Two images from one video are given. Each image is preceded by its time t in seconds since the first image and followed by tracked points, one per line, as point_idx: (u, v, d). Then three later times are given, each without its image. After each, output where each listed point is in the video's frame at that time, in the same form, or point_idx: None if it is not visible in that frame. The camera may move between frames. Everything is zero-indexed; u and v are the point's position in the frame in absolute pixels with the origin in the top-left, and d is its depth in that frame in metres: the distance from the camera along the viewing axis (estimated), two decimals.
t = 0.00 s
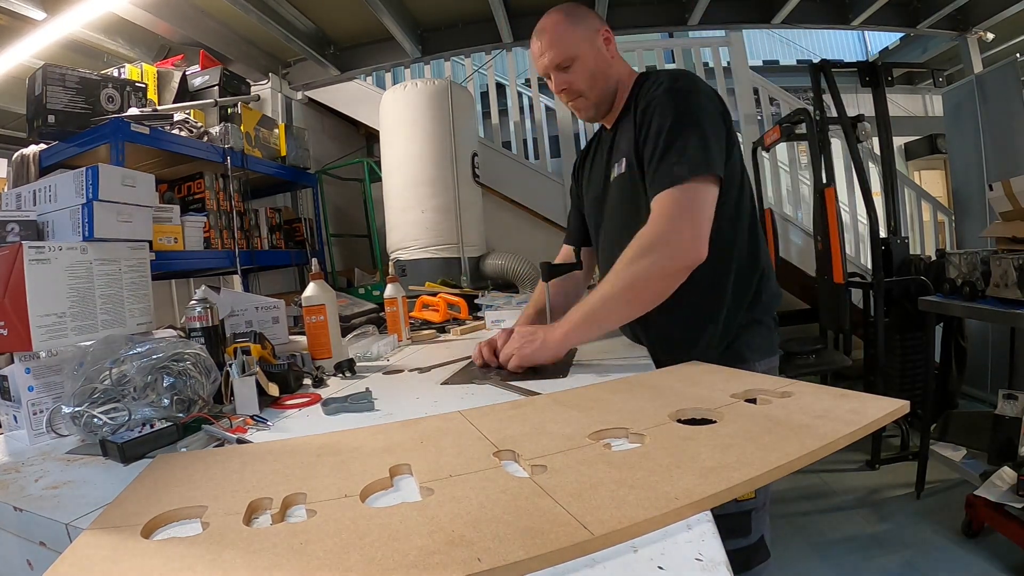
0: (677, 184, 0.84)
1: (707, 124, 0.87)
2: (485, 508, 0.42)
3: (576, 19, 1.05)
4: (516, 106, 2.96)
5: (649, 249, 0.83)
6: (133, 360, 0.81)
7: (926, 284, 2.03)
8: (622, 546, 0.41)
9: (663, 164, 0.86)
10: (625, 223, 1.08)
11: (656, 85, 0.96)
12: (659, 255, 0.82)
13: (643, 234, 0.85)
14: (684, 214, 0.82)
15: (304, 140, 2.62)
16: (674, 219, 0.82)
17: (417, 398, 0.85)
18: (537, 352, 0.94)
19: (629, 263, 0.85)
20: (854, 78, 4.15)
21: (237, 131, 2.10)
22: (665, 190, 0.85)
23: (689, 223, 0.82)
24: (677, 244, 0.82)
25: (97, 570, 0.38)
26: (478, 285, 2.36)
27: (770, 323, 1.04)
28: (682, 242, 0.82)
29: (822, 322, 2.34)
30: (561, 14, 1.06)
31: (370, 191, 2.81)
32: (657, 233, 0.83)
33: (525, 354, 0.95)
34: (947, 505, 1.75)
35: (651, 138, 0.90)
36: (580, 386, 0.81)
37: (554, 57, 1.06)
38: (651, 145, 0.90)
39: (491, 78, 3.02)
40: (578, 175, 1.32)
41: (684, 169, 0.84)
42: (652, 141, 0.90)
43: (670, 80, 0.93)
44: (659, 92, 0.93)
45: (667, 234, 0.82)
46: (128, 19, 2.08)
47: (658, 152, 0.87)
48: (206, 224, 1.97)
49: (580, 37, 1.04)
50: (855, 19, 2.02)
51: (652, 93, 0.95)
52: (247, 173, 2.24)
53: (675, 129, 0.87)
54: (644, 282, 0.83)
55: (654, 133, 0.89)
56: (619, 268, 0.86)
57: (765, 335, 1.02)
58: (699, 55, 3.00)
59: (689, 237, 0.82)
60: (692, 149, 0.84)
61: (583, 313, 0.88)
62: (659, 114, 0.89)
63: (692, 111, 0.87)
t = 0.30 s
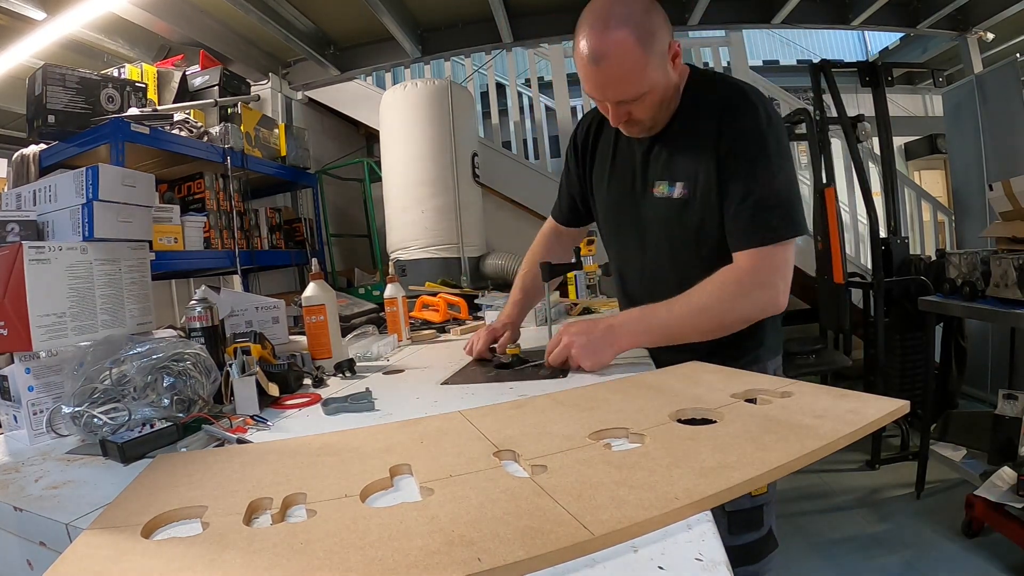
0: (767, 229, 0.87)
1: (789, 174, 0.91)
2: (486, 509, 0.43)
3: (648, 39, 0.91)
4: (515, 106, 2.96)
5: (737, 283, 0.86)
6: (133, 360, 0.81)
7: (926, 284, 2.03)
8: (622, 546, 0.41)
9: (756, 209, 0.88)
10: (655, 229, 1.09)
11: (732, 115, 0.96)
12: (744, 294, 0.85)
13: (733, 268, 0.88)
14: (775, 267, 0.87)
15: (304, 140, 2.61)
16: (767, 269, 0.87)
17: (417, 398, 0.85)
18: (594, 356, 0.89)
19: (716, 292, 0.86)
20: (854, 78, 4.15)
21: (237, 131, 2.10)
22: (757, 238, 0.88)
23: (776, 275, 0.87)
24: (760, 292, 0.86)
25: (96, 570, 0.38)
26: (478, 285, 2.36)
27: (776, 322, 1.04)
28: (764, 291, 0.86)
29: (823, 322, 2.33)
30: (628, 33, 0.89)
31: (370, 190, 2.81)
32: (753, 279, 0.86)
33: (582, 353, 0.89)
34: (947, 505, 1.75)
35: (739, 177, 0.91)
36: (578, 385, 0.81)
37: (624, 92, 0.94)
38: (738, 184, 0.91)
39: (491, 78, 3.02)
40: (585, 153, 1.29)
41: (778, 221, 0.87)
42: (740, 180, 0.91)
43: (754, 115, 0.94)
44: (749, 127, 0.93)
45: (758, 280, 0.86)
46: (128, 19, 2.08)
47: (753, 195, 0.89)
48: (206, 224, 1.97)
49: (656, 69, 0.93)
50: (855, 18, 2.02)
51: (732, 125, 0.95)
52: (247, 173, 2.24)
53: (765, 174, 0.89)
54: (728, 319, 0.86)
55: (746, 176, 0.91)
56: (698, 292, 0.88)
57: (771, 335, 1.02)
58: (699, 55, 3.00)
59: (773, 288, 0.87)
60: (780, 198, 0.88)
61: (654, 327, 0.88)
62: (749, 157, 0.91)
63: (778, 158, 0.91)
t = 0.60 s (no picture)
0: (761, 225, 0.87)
1: (788, 171, 0.91)
2: (485, 508, 0.43)
3: (657, 28, 0.92)
4: (515, 106, 2.96)
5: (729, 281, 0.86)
6: (133, 360, 0.81)
7: (926, 284, 2.04)
8: (622, 546, 0.41)
9: (752, 204, 0.88)
10: (656, 225, 1.09)
11: (733, 112, 0.96)
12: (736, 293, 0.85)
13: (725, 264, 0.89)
14: (767, 263, 0.87)
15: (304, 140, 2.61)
16: (758, 266, 0.87)
17: (417, 398, 0.85)
18: (590, 357, 0.90)
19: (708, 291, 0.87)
20: (854, 78, 4.15)
21: (237, 132, 2.10)
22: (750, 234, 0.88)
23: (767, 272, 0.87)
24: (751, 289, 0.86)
25: (96, 571, 0.38)
26: (478, 285, 2.36)
27: (778, 322, 1.04)
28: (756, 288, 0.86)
29: (823, 322, 2.33)
30: (637, 19, 0.90)
31: (370, 191, 2.81)
32: (743, 276, 0.86)
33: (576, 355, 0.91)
34: (947, 505, 1.75)
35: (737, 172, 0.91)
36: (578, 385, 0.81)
37: (628, 77, 0.93)
38: (736, 178, 0.91)
39: (491, 78, 3.02)
40: (590, 152, 1.30)
41: (773, 218, 0.87)
42: (738, 175, 0.91)
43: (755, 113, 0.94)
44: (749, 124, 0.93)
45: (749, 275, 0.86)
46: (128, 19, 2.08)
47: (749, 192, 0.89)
48: (206, 224, 1.98)
49: (662, 58, 0.93)
50: (855, 18, 2.02)
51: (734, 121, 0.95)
52: (247, 173, 2.24)
53: (763, 169, 0.89)
54: (721, 318, 0.86)
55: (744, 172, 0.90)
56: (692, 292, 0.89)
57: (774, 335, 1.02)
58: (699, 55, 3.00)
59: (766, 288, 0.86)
60: (777, 195, 0.88)
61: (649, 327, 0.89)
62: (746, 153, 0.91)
63: (776, 156, 0.90)
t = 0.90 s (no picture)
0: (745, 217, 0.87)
1: (769, 165, 0.91)
2: (486, 509, 0.43)
3: (631, 34, 0.92)
4: (515, 106, 2.96)
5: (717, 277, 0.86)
6: (133, 360, 0.81)
7: (926, 284, 2.04)
8: (622, 546, 0.41)
9: (735, 197, 0.88)
10: (645, 224, 1.09)
11: (715, 108, 0.96)
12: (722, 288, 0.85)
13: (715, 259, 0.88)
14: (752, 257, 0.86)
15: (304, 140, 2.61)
16: (744, 260, 0.86)
17: (417, 398, 0.85)
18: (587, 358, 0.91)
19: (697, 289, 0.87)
20: (854, 78, 4.15)
21: (237, 131, 2.10)
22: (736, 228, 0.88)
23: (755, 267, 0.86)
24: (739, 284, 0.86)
25: (96, 571, 0.38)
26: (478, 285, 2.36)
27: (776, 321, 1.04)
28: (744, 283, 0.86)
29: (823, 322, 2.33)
30: (610, 29, 0.90)
31: (370, 191, 2.81)
32: (729, 271, 0.86)
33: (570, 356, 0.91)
34: (947, 505, 1.75)
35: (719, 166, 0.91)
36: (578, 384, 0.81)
37: (606, 86, 0.94)
38: (718, 173, 0.91)
39: (491, 78, 3.03)
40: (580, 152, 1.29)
41: (759, 211, 0.87)
42: (720, 168, 0.91)
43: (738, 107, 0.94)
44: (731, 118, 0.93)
45: (739, 271, 0.86)
46: (128, 19, 2.08)
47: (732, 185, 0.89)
48: (206, 224, 1.98)
49: (637, 66, 0.94)
50: (855, 18, 2.02)
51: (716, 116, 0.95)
52: (247, 173, 2.24)
53: (745, 165, 0.89)
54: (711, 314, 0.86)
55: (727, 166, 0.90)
56: (682, 288, 0.89)
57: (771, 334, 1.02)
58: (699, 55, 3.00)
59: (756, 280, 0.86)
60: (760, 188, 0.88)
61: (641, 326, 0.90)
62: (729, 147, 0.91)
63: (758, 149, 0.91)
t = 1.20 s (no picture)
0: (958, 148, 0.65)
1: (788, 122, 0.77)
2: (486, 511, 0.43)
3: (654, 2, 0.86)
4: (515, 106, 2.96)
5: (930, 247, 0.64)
6: (133, 360, 0.81)
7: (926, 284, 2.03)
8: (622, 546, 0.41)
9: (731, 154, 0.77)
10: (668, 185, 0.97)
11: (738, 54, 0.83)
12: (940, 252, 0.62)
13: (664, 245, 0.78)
14: (980, 220, 0.62)
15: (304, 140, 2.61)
16: (974, 221, 0.62)
17: (417, 398, 0.85)
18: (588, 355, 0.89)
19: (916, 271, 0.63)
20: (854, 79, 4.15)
21: (237, 132, 2.10)
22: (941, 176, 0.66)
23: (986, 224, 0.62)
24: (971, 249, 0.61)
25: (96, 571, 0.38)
26: (478, 285, 2.36)
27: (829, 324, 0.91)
28: (976, 245, 0.61)
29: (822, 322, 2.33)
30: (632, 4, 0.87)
31: (369, 190, 2.81)
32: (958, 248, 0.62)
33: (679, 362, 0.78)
34: (947, 505, 1.75)
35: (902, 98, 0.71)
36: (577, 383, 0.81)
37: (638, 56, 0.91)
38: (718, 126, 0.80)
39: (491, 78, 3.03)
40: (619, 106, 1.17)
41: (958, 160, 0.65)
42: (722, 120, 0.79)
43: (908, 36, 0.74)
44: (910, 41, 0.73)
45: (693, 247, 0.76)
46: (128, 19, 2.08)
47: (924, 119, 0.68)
48: (206, 225, 1.98)
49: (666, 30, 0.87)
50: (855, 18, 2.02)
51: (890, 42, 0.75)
52: (247, 173, 2.24)
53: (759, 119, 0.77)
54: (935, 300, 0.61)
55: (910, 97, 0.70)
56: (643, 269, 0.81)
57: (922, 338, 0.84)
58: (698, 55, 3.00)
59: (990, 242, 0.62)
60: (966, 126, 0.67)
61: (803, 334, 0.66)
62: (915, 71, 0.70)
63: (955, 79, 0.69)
